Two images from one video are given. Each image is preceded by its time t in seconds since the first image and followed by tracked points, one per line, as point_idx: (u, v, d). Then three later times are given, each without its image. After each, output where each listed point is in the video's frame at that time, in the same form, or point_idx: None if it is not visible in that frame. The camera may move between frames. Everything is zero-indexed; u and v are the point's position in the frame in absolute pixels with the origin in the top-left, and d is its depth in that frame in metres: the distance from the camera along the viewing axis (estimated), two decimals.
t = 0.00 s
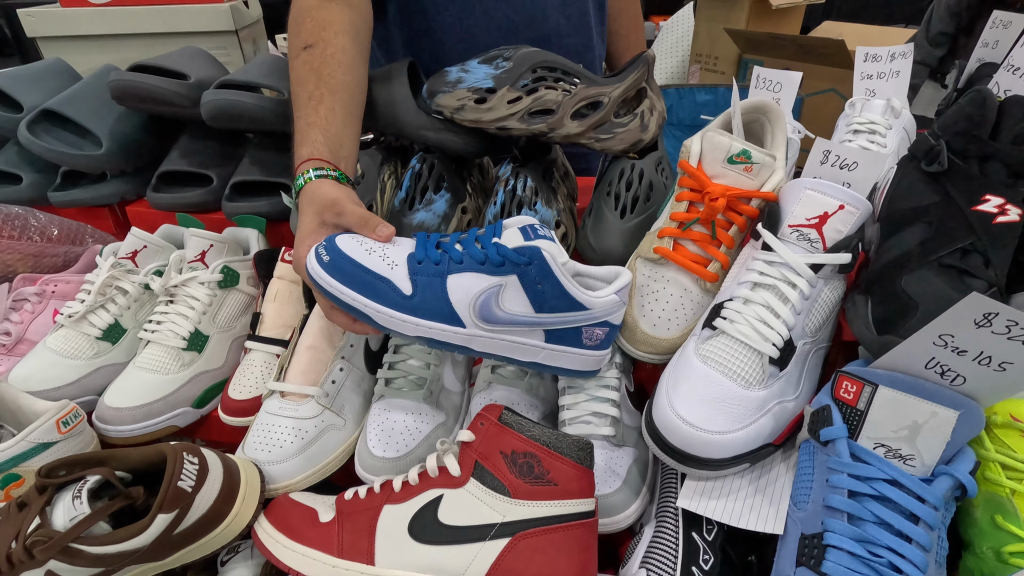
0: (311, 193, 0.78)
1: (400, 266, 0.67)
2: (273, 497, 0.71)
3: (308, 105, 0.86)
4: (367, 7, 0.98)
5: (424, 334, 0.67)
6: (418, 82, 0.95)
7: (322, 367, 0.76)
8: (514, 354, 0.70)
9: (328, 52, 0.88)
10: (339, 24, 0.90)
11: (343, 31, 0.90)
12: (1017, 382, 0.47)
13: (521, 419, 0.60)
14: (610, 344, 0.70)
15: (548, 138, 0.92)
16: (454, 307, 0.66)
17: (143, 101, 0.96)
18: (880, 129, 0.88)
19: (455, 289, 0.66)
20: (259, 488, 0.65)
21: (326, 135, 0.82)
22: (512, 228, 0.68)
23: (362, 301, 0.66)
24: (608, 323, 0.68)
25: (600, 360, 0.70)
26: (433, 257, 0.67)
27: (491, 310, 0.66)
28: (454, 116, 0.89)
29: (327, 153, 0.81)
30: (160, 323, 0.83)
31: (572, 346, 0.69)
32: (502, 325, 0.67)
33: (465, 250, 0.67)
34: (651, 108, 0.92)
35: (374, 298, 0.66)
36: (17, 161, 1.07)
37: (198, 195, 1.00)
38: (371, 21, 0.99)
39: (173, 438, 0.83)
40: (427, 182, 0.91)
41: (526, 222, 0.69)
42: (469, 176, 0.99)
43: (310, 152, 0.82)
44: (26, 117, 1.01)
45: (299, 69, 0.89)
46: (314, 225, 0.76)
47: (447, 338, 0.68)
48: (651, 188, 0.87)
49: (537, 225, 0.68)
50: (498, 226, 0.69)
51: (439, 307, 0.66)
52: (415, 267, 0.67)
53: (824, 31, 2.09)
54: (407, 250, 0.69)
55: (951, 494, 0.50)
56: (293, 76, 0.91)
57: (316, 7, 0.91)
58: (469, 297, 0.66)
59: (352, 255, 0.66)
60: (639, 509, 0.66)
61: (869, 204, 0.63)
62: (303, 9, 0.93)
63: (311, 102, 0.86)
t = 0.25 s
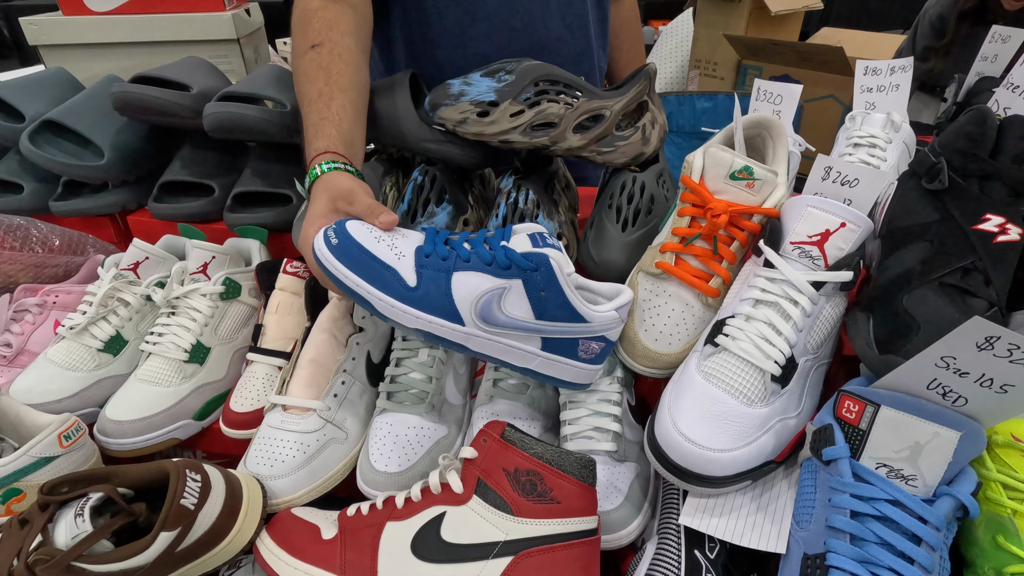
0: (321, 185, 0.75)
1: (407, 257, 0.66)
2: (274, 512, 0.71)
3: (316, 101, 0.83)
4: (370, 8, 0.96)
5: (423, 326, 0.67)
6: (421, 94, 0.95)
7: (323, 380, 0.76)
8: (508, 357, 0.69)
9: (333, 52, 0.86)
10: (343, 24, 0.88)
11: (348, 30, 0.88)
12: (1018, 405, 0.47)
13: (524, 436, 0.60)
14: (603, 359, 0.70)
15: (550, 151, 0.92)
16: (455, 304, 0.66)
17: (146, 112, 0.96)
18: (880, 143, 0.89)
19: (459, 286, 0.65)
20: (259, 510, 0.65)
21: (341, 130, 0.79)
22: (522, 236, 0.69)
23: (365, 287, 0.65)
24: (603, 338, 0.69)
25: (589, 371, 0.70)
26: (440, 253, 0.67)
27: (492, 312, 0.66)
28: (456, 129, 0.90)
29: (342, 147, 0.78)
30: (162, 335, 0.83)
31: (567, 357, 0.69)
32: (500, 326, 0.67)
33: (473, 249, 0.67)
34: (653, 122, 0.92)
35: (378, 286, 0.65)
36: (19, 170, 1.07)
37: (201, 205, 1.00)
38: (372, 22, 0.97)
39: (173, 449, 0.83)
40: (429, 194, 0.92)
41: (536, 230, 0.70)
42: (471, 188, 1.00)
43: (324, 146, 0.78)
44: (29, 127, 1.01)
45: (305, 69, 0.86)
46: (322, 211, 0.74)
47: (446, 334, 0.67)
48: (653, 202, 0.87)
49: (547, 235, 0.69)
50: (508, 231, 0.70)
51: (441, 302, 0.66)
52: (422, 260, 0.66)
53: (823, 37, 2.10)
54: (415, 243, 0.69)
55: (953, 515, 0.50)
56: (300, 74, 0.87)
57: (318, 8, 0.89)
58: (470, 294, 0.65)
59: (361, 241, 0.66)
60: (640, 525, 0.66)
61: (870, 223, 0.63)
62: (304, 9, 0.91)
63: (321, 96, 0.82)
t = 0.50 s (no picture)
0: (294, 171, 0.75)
1: (370, 238, 0.66)
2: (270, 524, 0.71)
3: (299, 99, 0.82)
4: (364, 11, 0.95)
5: (388, 313, 0.67)
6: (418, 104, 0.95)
7: (320, 392, 0.76)
8: (474, 343, 0.70)
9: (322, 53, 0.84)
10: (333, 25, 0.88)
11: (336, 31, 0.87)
12: (1009, 422, 0.48)
13: (519, 451, 0.60)
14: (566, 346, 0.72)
15: (547, 161, 0.93)
16: (417, 288, 0.66)
17: (141, 121, 0.96)
18: (874, 154, 0.89)
19: (422, 270, 0.66)
20: (253, 525, 0.64)
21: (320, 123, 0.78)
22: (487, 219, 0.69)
23: (327, 268, 0.66)
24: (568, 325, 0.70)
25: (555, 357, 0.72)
26: (404, 235, 0.67)
27: (455, 297, 0.66)
28: (453, 139, 0.90)
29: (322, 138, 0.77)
30: (157, 345, 0.83)
31: (530, 342, 0.70)
32: (463, 311, 0.67)
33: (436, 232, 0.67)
34: (648, 132, 0.93)
35: (339, 268, 0.66)
36: (14, 178, 1.07)
37: (197, 213, 1.00)
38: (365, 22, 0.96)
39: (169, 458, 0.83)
40: (426, 205, 0.92)
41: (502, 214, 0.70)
42: (467, 197, 1.00)
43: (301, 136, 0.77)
44: (24, 135, 1.01)
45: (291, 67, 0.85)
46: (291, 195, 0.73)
47: (409, 319, 0.68)
48: (648, 212, 0.86)
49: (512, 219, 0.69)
50: (474, 214, 0.69)
51: (402, 286, 0.66)
52: (385, 243, 0.66)
53: (819, 41, 2.11)
54: (380, 225, 0.69)
55: (944, 531, 0.50)
56: (286, 71, 0.86)
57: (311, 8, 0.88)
58: (431, 279, 0.66)
59: (323, 221, 0.66)
60: (635, 537, 0.66)
61: (864, 236, 0.64)
62: (296, 8, 0.90)
63: (303, 92, 0.81)
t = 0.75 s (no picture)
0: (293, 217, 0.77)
1: (355, 304, 0.67)
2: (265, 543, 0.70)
3: (306, 121, 0.81)
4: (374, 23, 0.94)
5: (383, 368, 0.70)
6: (413, 117, 0.95)
7: (316, 407, 0.77)
8: (472, 380, 0.72)
9: (332, 72, 0.84)
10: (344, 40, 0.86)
11: (347, 48, 0.86)
12: (995, 444, 0.49)
13: (514, 469, 0.60)
14: (567, 371, 0.71)
15: (542, 175, 0.93)
16: (408, 345, 0.67)
17: (138, 134, 0.96)
18: (866, 169, 0.90)
19: (407, 329, 0.67)
20: (250, 541, 0.64)
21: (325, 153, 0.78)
22: (471, 264, 0.68)
23: (320, 336, 0.68)
24: (565, 358, 0.68)
25: (558, 382, 0.71)
26: (385, 297, 0.67)
27: (445, 349, 0.67)
28: (449, 153, 0.91)
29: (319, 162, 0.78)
30: (153, 359, 0.83)
31: (526, 375, 0.70)
32: (456, 359, 0.68)
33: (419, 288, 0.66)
34: (643, 147, 0.94)
35: (330, 335, 0.68)
36: (11, 190, 1.07)
37: (193, 225, 1.01)
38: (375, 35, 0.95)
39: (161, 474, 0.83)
40: (422, 218, 0.92)
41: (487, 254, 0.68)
42: (463, 210, 1.00)
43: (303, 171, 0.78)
44: (21, 148, 1.01)
45: (301, 87, 0.84)
46: (293, 244, 0.77)
47: (405, 370, 0.70)
48: (642, 227, 0.88)
49: (497, 260, 0.67)
50: (458, 255, 0.69)
51: (393, 344, 0.68)
52: (368, 307, 0.67)
53: (815, 48, 2.12)
54: (364, 283, 0.68)
55: (933, 551, 0.51)
56: (297, 92, 0.85)
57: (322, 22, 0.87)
58: (421, 337, 0.67)
59: (308, 291, 0.67)
60: (629, 553, 0.67)
61: (854, 255, 0.64)
62: (307, 23, 0.89)
63: (311, 116, 0.81)
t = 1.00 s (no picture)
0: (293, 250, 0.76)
1: (361, 343, 0.65)
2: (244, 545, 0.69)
3: (310, 137, 0.78)
4: (388, 15, 0.89)
5: (399, 403, 0.68)
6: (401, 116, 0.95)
7: (299, 408, 0.76)
8: (485, 405, 0.70)
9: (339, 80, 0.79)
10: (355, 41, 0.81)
11: (358, 50, 0.81)
12: (981, 443, 0.48)
13: (496, 470, 0.59)
14: (581, 386, 0.68)
15: (530, 173, 0.92)
16: (418, 378, 0.66)
17: (121, 132, 0.95)
18: (856, 167, 0.90)
19: (415, 364, 0.65)
20: (227, 544, 0.64)
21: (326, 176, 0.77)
22: (471, 291, 0.66)
23: (331, 380, 0.67)
24: (577, 374, 0.65)
25: (570, 400, 0.68)
26: (389, 333, 0.65)
27: (454, 379, 0.65)
28: (435, 151, 0.90)
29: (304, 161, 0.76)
30: (133, 360, 0.82)
31: (540, 396, 0.67)
32: (468, 388, 0.66)
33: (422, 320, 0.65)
34: (631, 145, 0.93)
35: (340, 377, 0.67)
36: None
37: (177, 224, 0.99)
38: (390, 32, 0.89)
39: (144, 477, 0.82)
40: (408, 217, 0.91)
41: (486, 278, 0.67)
42: (451, 209, 0.98)
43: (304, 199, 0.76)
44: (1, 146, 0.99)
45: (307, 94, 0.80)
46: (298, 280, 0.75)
47: (418, 403, 0.68)
48: (631, 225, 0.88)
49: (496, 285, 0.65)
50: (458, 282, 0.68)
51: (404, 380, 0.66)
52: (373, 345, 0.65)
53: (809, 48, 2.12)
54: (368, 322, 0.67)
55: (919, 551, 0.50)
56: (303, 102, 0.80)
57: (333, 21, 0.82)
58: (431, 371, 0.65)
59: (315, 337, 0.66)
60: (615, 554, 0.66)
61: (841, 253, 0.64)
62: (317, 18, 0.84)
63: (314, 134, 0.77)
